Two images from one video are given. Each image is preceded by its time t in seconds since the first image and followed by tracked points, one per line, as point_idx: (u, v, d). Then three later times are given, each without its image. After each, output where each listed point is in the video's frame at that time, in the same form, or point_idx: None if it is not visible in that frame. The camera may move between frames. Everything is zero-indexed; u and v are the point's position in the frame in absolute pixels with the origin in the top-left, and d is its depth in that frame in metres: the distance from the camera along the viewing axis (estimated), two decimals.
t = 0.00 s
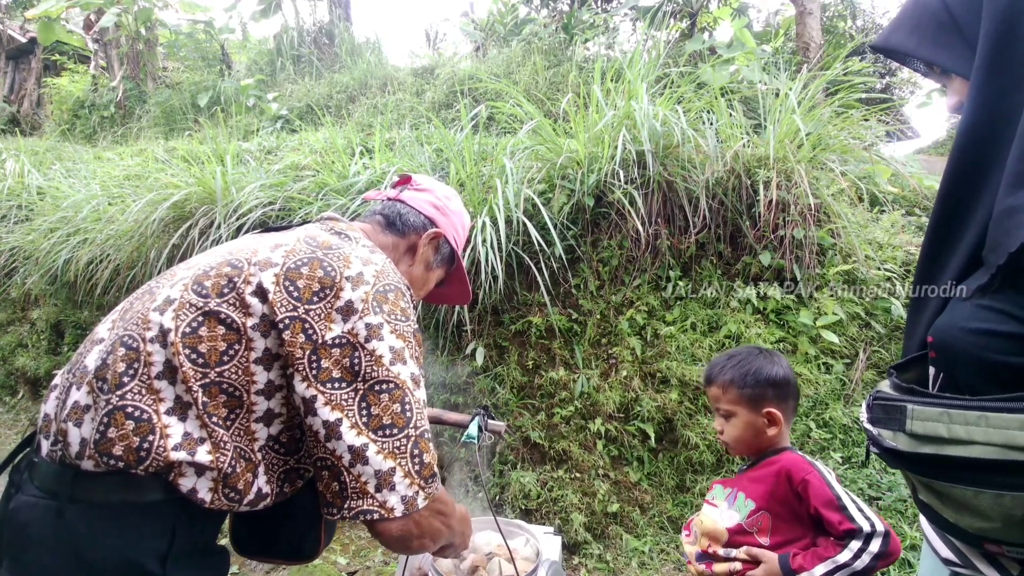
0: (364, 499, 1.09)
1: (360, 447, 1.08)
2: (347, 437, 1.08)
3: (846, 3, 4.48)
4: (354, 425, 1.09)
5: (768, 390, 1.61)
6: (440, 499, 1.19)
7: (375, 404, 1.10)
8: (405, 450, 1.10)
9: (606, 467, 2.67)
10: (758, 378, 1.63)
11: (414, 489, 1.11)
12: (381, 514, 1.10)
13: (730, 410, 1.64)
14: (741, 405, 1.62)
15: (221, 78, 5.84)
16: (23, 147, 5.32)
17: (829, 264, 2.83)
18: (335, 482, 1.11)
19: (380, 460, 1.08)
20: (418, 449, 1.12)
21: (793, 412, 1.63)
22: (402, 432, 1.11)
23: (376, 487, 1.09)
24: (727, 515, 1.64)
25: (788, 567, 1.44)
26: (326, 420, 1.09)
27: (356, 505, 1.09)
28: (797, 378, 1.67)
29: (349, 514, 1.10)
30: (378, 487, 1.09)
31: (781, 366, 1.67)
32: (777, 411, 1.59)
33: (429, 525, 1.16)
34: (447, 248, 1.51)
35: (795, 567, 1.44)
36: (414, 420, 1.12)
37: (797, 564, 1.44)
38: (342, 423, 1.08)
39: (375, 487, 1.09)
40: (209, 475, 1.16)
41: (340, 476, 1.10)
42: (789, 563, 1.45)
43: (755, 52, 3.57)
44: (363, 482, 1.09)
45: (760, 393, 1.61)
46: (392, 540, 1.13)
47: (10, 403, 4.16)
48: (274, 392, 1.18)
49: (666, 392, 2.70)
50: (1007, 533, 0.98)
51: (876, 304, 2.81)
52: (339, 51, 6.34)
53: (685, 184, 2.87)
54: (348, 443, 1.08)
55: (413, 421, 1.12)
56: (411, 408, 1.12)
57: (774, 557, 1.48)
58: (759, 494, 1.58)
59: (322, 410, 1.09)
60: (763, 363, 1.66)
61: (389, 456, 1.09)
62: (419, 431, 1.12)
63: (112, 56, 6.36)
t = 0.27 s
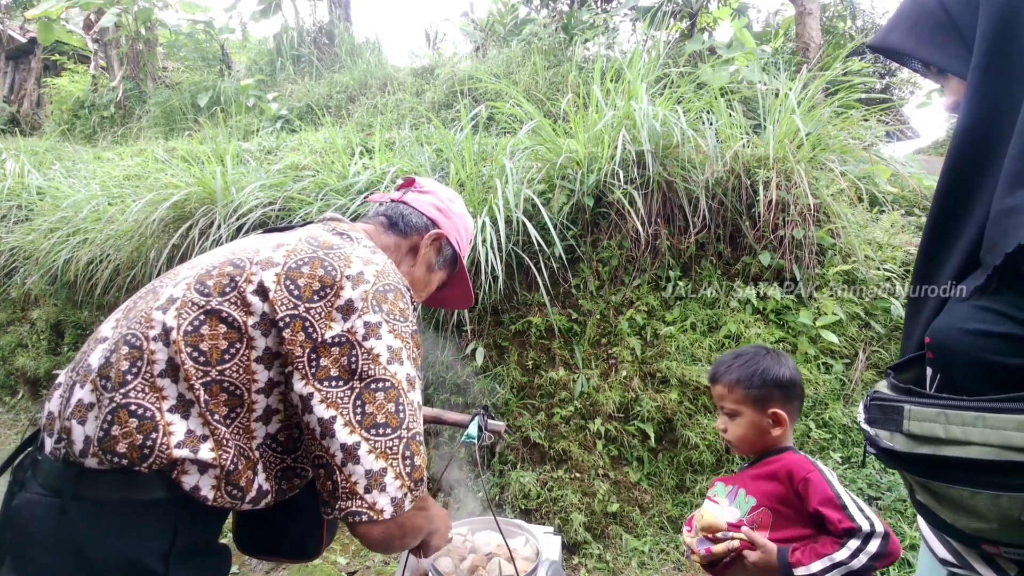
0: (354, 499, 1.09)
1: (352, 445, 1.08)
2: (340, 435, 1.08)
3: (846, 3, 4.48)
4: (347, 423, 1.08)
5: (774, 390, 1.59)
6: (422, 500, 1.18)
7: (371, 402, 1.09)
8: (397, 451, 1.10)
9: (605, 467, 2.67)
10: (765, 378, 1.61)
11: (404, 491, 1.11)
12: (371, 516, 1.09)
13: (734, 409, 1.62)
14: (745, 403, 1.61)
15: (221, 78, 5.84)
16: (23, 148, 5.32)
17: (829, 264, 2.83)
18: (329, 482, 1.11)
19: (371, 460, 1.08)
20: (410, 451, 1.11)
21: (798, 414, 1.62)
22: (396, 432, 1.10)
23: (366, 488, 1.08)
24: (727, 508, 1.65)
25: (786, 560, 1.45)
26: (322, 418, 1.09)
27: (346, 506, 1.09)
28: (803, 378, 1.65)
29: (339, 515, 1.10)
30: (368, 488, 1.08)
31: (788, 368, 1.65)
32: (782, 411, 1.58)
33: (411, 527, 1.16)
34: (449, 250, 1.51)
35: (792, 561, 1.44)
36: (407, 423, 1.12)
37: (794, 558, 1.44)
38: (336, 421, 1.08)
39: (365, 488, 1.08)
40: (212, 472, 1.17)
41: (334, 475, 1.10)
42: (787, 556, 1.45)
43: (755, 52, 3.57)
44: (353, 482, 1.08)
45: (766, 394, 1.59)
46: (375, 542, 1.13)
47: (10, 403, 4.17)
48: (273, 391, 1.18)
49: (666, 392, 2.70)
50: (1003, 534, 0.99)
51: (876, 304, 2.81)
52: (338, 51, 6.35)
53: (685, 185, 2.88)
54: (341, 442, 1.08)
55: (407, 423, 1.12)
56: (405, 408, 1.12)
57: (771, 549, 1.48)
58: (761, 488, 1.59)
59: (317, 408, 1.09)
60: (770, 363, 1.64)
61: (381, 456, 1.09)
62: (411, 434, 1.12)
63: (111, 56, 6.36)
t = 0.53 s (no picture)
0: (339, 504, 1.07)
1: (340, 449, 1.07)
2: (329, 438, 1.07)
3: (846, 4, 4.48)
4: (338, 426, 1.08)
5: (780, 391, 1.59)
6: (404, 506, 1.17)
7: (362, 407, 1.09)
8: (385, 457, 1.09)
9: (605, 467, 2.67)
10: (771, 379, 1.61)
11: (388, 499, 1.09)
12: (354, 522, 1.07)
13: (740, 408, 1.62)
14: (751, 404, 1.60)
15: (220, 78, 5.84)
16: (22, 147, 5.32)
17: (828, 264, 2.83)
18: (317, 484, 1.11)
19: (358, 465, 1.07)
20: (398, 459, 1.10)
21: (802, 413, 1.63)
22: (385, 439, 1.10)
23: (352, 493, 1.07)
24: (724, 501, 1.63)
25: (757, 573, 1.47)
26: (313, 419, 1.09)
27: (331, 509, 1.08)
28: (807, 375, 1.66)
29: (322, 518, 1.09)
30: (354, 493, 1.07)
31: (792, 366, 1.66)
32: (788, 411, 1.58)
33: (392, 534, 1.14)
34: (451, 261, 1.51)
35: None
36: (398, 430, 1.11)
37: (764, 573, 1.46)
38: (328, 423, 1.08)
39: (349, 492, 1.07)
40: (210, 472, 1.17)
41: (320, 479, 1.10)
42: None
43: (755, 52, 3.57)
44: (339, 487, 1.08)
45: (772, 394, 1.59)
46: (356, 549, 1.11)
47: (9, 403, 4.17)
48: (271, 391, 1.18)
49: (665, 392, 2.70)
50: (1002, 534, 0.99)
51: (876, 304, 2.81)
52: (338, 51, 6.35)
53: (685, 185, 2.88)
54: (330, 444, 1.07)
55: (397, 430, 1.11)
56: (397, 415, 1.11)
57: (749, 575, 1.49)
58: (756, 494, 1.55)
59: (310, 410, 1.09)
60: (776, 363, 1.64)
61: (368, 462, 1.08)
62: (401, 442, 1.11)
63: (111, 56, 6.35)
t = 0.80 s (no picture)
0: (346, 505, 1.09)
1: (345, 454, 1.08)
2: (333, 443, 1.08)
3: (846, 3, 4.47)
4: (340, 432, 1.08)
5: (785, 396, 1.55)
6: (420, 508, 1.19)
7: (363, 412, 1.09)
8: (389, 460, 1.10)
9: (605, 467, 2.66)
10: (778, 383, 1.56)
11: (395, 497, 1.11)
12: (362, 520, 1.09)
13: (745, 412, 1.57)
14: (757, 409, 1.56)
15: (220, 78, 5.84)
16: (22, 147, 5.31)
17: (829, 263, 2.83)
18: (317, 486, 1.11)
19: (363, 469, 1.08)
20: (403, 459, 1.11)
21: (806, 414, 1.59)
22: (388, 442, 1.10)
23: (358, 495, 1.09)
24: (729, 502, 1.60)
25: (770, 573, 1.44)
26: (313, 424, 1.09)
27: (337, 511, 1.09)
28: (812, 375, 1.62)
29: (328, 520, 1.10)
30: (360, 495, 1.09)
31: (797, 367, 1.61)
32: (793, 415, 1.54)
33: (410, 533, 1.17)
34: (448, 267, 1.50)
35: None
36: (400, 431, 1.12)
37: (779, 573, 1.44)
38: (329, 429, 1.08)
39: (356, 494, 1.09)
40: (201, 472, 1.15)
41: (322, 481, 1.10)
42: None
43: (755, 51, 3.56)
44: (345, 489, 1.09)
45: (779, 398, 1.54)
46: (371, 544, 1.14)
47: (8, 403, 4.15)
48: (267, 390, 1.17)
49: (665, 391, 2.69)
50: (1008, 534, 0.97)
51: (876, 303, 2.80)
52: (338, 50, 6.34)
53: (684, 183, 2.87)
54: (334, 450, 1.08)
55: (400, 431, 1.12)
56: (398, 418, 1.11)
57: None
58: (765, 494, 1.52)
59: (309, 415, 1.09)
60: (781, 364, 1.59)
61: (372, 465, 1.09)
62: (404, 442, 1.12)
63: (111, 56, 6.33)
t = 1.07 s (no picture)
0: (351, 485, 1.07)
1: (348, 438, 1.07)
2: (334, 428, 1.06)
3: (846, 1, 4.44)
4: (341, 416, 1.07)
5: (789, 396, 1.48)
6: (429, 488, 1.18)
7: (362, 397, 1.08)
8: (390, 440, 1.09)
9: (604, 464, 2.64)
10: (781, 382, 1.49)
11: (398, 475, 1.10)
12: (368, 499, 1.08)
13: (748, 412, 1.51)
14: (760, 409, 1.49)
15: (218, 76, 5.81)
16: (19, 145, 5.29)
17: (830, 260, 2.80)
18: (320, 470, 1.09)
19: (367, 449, 1.07)
20: (404, 440, 1.10)
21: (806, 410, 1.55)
22: (388, 424, 1.09)
23: (363, 474, 1.07)
24: (731, 501, 1.57)
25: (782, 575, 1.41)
26: (313, 410, 1.06)
27: (343, 492, 1.07)
28: (815, 372, 1.55)
29: (333, 501, 1.08)
30: (365, 474, 1.07)
31: (800, 364, 1.54)
32: (797, 414, 1.49)
33: (421, 513, 1.16)
34: (440, 257, 1.47)
35: None
36: (399, 413, 1.10)
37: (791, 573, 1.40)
38: (329, 414, 1.06)
39: (361, 474, 1.07)
40: (191, 463, 1.13)
41: (325, 465, 1.08)
42: None
43: (755, 48, 3.54)
44: (349, 470, 1.07)
45: (783, 398, 1.48)
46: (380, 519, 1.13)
47: (5, 401, 4.13)
48: (260, 378, 1.14)
49: (665, 389, 2.67)
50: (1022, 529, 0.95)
51: (877, 301, 2.78)
52: (337, 48, 6.32)
53: (685, 179, 2.84)
54: (336, 434, 1.06)
55: (399, 413, 1.10)
56: (397, 401, 1.09)
57: None
58: (767, 492, 1.50)
59: (307, 401, 1.06)
60: (782, 359, 1.52)
61: (375, 445, 1.08)
62: (405, 423, 1.10)
63: (109, 53, 6.30)
